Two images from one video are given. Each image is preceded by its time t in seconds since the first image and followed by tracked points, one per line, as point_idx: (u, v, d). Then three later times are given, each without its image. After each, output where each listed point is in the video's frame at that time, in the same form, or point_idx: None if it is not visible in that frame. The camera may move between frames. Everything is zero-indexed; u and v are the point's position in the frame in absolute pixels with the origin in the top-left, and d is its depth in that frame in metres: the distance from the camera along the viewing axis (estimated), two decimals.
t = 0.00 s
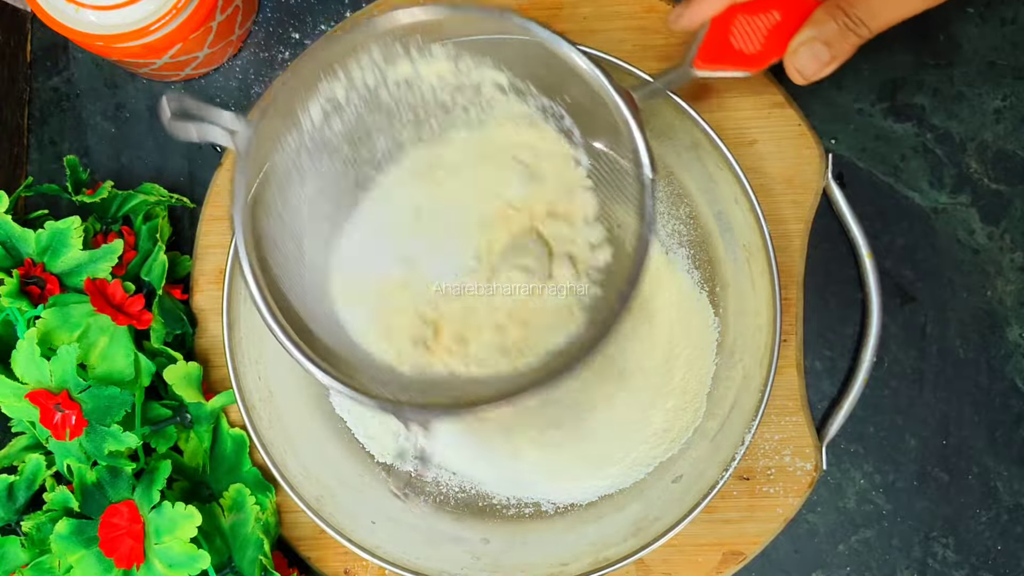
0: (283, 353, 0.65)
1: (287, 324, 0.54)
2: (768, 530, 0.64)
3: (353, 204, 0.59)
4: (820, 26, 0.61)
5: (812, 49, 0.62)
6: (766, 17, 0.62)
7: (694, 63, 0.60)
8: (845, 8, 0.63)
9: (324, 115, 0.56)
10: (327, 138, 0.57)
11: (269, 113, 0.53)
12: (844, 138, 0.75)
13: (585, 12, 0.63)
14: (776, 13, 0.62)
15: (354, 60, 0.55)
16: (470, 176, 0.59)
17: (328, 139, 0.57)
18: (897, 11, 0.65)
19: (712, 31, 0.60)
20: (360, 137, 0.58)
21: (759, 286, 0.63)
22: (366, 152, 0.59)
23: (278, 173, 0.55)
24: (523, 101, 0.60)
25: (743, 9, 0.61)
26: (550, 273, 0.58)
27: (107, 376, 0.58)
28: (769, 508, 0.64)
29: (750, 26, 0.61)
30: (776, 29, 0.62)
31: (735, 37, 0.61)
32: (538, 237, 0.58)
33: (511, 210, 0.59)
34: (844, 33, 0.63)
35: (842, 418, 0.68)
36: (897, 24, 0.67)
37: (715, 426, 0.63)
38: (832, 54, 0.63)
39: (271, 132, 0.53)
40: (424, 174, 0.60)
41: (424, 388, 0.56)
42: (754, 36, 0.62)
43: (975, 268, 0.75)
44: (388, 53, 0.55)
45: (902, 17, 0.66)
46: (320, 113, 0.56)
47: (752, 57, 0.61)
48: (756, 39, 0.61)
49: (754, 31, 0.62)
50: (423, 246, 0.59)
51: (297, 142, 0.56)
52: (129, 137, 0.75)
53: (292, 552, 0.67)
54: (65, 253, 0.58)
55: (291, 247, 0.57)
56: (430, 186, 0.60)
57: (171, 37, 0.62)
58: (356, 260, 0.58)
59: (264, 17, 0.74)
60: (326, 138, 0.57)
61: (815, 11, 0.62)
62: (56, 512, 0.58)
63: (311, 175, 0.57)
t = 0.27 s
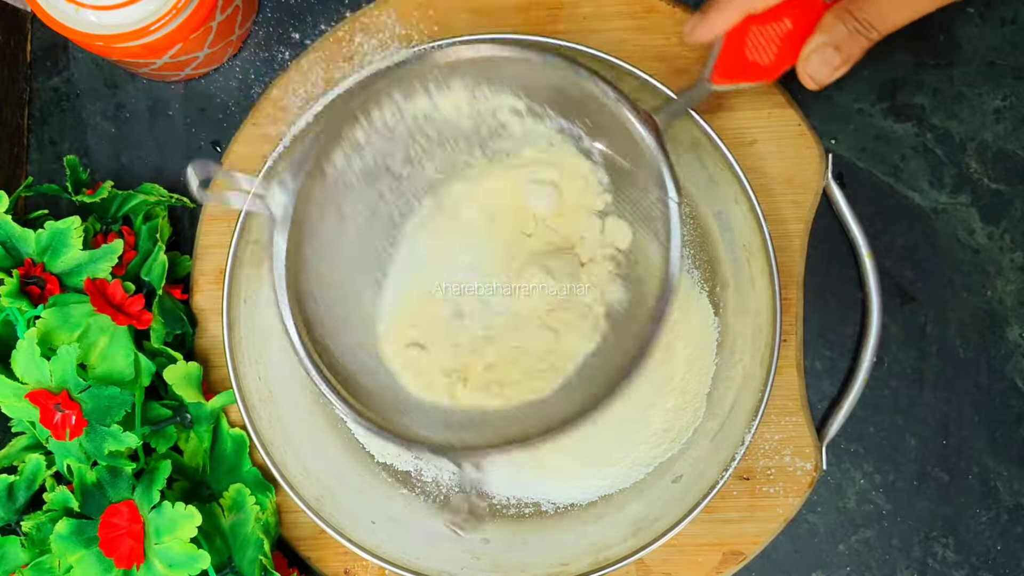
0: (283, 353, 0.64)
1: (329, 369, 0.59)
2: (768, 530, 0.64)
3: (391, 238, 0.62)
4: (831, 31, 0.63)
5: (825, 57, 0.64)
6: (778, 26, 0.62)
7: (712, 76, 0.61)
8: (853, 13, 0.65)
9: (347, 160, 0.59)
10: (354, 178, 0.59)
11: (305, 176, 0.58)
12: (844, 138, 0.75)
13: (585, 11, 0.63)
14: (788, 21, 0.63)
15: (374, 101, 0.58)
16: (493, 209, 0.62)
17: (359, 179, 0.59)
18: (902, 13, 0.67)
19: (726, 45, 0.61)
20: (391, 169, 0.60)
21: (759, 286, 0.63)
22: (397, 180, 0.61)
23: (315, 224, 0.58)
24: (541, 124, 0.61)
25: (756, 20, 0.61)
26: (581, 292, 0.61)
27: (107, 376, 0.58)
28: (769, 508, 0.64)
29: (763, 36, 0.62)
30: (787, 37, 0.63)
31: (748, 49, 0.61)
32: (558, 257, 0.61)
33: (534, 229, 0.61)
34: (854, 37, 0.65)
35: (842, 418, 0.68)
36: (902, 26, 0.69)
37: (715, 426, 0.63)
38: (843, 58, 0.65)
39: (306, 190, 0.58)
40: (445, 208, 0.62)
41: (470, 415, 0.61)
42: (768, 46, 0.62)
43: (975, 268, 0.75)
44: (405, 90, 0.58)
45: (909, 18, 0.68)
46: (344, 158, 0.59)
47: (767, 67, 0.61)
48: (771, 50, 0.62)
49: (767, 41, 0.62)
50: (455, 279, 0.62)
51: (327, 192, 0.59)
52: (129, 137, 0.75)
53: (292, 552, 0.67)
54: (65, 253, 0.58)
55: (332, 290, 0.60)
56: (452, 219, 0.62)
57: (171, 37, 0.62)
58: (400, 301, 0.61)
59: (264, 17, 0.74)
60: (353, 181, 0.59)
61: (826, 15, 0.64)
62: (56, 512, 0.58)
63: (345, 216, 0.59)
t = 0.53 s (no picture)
0: (283, 354, 0.64)
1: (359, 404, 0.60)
2: (768, 530, 0.64)
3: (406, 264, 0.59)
4: (844, 43, 0.65)
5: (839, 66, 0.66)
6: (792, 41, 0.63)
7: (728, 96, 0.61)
8: (867, 24, 0.67)
9: (370, 197, 0.59)
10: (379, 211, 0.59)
11: (331, 214, 0.58)
12: (844, 139, 0.75)
13: (586, 12, 0.63)
14: (801, 35, 0.63)
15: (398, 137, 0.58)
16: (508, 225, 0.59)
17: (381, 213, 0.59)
18: (921, 20, 0.67)
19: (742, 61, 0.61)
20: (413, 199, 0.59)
21: (759, 286, 0.63)
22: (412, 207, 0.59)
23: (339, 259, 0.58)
24: (561, 150, 0.60)
25: (770, 35, 0.62)
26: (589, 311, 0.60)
27: (107, 376, 0.58)
28: (769, 508, 0.64)
29: (778, 50, 0.62)
30: (801, 51, 0.63)
31: (764, 65, 0.61)
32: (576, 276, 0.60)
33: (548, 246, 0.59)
34: (868, 48, 0.67)
35: (842, 418, 0.68)
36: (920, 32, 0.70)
37: (715, 425, 0.63)
38: (856, 69, 0.67)
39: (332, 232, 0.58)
40: (456, 219, 0.59)
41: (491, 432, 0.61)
42: (783, 61, 0.62)
43: (975, 268, 0.75)
44: (424, 124, 0.58)
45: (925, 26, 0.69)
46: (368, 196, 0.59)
47: (784, 82, 0.62)
48: (785, 64, 0.62)
49: (783, 56, 0.62)
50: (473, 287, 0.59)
51: (347, 227, 0.58)
52: (129, 137, 0.75)
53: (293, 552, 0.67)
54: (66, 253, 0.58)
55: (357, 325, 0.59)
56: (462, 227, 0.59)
57: (171, 37, 0.62)
58: (406, 324, 0.59)
59: (264, 16, 0.74)
60: (373, 215, 0.59)
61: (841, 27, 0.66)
62: (56, 512, 0.58)
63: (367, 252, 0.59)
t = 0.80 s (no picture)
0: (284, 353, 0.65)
1: (296, 332, 0.55)
2: (768, 530, 0.64)
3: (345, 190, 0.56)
4: (808, 15, 0.65)
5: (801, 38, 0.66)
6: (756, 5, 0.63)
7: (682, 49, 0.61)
8: None
9: (311, 88, 0.55)
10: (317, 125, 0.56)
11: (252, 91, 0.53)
12: (844, 139, 0.75)
13: (586, 12, 0.63)
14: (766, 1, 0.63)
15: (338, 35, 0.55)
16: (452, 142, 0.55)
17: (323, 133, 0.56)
18: None
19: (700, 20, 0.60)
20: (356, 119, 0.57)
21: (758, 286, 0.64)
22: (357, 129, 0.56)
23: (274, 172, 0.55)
24: (511, 80, 0.56)
25: None
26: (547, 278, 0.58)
27: (107, 375, 0.58)
28: (769, 508, 0.64)
29: (739, 13, 0.62)
30: (762, 16, 0.64)
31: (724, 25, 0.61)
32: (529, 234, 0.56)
33: (488, 193, 0.55)
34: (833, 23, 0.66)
35: (842, 418, 0.68)
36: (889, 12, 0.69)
37: (715, 425, 0.63)
38: (819, 44, 0.67)
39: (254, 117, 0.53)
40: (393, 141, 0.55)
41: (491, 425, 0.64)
42: (744, 23, 0.63)
43: (975, 268, 0.75)
44: (374, 22, 0.55)
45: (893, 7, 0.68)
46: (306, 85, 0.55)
47: (738, 45, 0.62)
48: (746, 26, 0.63)
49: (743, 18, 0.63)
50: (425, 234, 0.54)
51: (286, 123, 0.55)
52: (129, 137, 0.75)
53: (292, 552, 0.67)
54: (65, 253, 0.58)
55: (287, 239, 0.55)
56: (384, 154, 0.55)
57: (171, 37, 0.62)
58: (351, 255, 0.54)
59: (264, 16, 0.74)
60: (316, 113, 0.56)
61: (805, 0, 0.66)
62: (56, 512, 0.58)
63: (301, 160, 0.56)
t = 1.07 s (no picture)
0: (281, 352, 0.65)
1: (292, 309, 0.56)
2: (768, 530, 0.64)
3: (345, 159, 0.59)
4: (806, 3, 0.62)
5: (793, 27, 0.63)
6: None
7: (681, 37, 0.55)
8: None
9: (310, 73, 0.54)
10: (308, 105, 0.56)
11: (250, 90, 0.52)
12: (844, 139, 0.75)
13: (586, 12, 0.63)
14: None
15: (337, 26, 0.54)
16: (468, 146, 0.58)
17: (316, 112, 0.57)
18: None
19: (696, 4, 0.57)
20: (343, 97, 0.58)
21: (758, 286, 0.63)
22: (354, 105, 0.57)
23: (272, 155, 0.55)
24: (509, 64, 0.58)
25: None
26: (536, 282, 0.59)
27: (107, 376, 0.58)
28: (769, 508, 0.64)
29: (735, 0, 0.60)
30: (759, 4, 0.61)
31: (720, 13, 0.59)
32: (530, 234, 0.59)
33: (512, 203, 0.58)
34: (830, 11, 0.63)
35: (842, 418, 0.68)
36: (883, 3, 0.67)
37: (715, 425, 0.64)
38: (816, 33, 0.63)
39: (261, 93, 0.53)
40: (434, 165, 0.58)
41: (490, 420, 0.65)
42: (738, 13, 0.60)
43: (975, 268, 0.75)
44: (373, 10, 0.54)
45: None
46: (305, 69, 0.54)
47: (734, 35, 0.60)
48: (742, 14, 0.61)
49: (739, 5, 0.60)
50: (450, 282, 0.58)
51: (286, 103, 0.55)
52: (129, 137, 0.75)
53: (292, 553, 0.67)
54: (65, 253, 0.58)
55: (287, 214, 0.57)
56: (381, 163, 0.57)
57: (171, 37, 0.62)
58: (386, 282, 0.58)
59: (264, 16, 0.74)
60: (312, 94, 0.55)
61: None
62: (57, 511, 0.58)
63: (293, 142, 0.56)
